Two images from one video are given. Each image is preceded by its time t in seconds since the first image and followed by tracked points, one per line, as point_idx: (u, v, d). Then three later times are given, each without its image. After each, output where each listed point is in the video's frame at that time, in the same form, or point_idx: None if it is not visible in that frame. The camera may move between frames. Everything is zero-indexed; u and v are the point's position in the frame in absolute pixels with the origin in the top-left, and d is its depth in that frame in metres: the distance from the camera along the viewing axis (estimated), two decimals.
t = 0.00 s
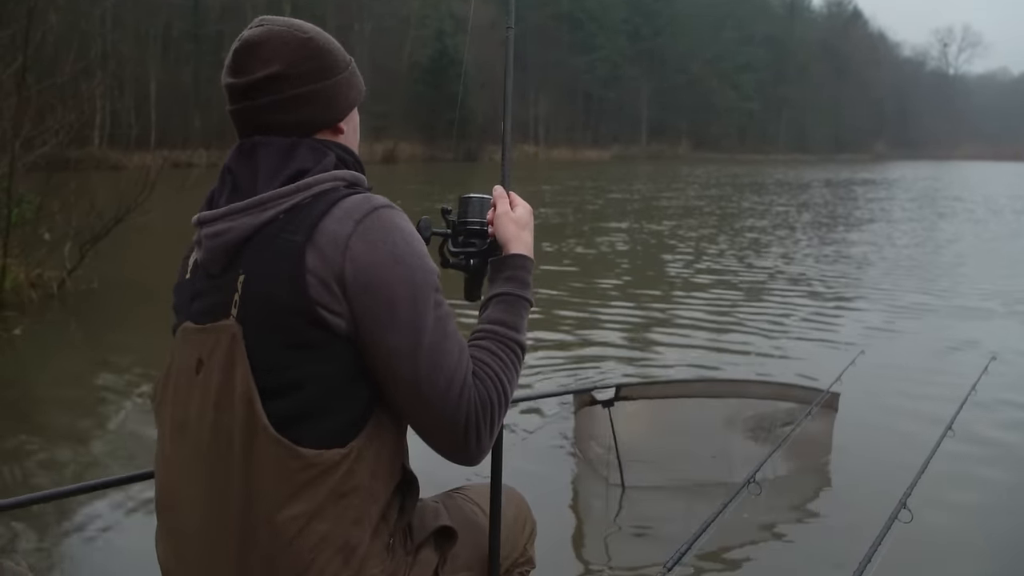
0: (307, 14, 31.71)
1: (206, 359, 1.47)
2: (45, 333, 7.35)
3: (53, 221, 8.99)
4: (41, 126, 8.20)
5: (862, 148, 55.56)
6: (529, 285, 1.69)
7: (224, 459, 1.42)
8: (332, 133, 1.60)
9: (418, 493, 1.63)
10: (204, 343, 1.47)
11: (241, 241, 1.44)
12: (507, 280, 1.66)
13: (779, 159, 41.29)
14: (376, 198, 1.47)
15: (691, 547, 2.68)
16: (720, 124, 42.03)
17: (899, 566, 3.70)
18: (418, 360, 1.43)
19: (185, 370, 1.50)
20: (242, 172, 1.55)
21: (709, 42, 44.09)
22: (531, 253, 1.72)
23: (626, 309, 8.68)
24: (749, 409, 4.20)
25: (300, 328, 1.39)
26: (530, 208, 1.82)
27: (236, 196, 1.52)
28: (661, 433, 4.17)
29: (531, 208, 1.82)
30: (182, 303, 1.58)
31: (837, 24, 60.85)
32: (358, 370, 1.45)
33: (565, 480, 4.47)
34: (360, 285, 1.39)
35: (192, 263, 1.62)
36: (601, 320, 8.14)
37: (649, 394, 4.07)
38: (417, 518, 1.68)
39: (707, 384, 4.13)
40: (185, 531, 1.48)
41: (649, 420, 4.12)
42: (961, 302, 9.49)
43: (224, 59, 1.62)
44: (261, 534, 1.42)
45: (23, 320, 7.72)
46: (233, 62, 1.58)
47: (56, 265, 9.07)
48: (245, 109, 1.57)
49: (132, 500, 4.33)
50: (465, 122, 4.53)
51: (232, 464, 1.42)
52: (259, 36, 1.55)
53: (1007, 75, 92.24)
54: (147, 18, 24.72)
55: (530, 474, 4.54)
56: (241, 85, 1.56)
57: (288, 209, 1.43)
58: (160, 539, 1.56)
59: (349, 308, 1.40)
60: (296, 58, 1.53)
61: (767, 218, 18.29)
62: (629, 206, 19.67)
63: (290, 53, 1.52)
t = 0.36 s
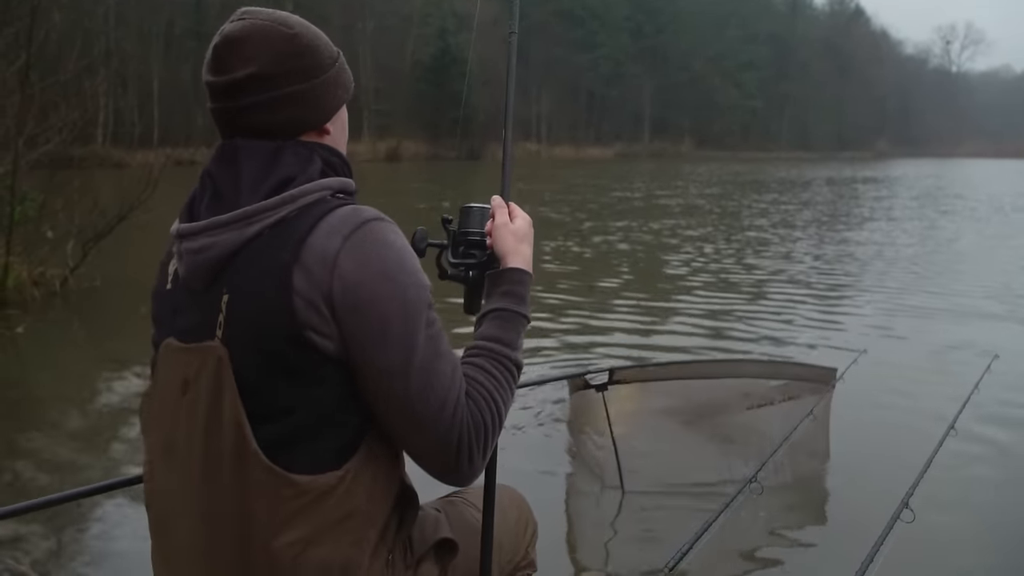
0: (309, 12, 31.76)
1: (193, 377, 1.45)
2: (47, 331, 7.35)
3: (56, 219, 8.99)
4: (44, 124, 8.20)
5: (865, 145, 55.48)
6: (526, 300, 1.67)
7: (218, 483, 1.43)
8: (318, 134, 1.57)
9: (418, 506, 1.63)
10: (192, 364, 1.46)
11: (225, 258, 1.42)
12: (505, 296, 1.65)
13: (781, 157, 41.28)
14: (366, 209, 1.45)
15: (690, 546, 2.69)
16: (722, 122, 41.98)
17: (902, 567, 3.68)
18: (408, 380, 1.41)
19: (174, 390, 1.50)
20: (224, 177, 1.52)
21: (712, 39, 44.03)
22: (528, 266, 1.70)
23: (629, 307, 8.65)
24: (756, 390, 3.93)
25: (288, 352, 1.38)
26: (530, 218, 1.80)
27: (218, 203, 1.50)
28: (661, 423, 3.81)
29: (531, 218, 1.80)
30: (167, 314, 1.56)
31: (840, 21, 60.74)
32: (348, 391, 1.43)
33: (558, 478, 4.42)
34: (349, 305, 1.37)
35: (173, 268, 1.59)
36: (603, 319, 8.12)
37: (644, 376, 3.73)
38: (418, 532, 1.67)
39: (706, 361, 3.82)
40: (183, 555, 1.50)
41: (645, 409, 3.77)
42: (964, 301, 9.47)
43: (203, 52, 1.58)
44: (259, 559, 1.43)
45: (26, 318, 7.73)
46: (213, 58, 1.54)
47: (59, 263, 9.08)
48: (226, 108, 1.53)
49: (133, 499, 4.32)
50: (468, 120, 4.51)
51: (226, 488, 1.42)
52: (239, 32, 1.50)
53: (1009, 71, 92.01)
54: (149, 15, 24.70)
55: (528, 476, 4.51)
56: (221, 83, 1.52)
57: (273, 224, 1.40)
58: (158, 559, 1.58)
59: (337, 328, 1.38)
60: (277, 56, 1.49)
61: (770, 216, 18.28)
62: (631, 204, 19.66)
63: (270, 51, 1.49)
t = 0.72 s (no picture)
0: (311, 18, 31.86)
1: (173, 411, 1.45)
2: (51, 336, 7.37)
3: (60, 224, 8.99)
4: (49, 130, 8.24)
5: (867, 148, 55.38)
6: (520, 331, 1.65)
7: (202, 523, 1.44)
8: (304, 146, 1.55)
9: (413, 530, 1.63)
10: (171, 399, 1.45)
11: (204, 289, 1.40)
12: (496, 328, 1.63)
13: (783, 160, 41.27)
14: (355, 237, 1.43)
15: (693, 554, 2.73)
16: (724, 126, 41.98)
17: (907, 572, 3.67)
18: (394, 419, 1.40)
19: (153, 423, 1.49)
20: (202, 192, 1.50)
21: (713, 42, 44.06)
22: (523, 297, 1.67)
23: (631, 312, 8.63)
24: (744, 386, 3.87)
25: (269, 392, 1.37)
26: (528, 245, 1.77)
27: (196, 224, 1.48)
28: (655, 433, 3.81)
29: (529, 244, 1.76)
30: (142, 340, 1.53)
31: (842, 23, 60.73)
32: (332, 428, 1.43)
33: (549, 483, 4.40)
34: (332, 343, 1.36)
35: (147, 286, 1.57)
36: (605, 324, 8.10)
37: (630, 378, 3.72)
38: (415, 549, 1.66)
39: (689, 356, 3.79)
40: None
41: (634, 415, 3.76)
42: (968, 304, 9.43)
43: (181, 57, 1.55)
44: None
45: (30, 323, 7.75)
46: (192, 64, 1.52)
47: (63, 268, 9.07)
48: (207, 119, 1.51)
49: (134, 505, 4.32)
50: (467, 125, 4.51)
51: (212, 527, 1.44)
52: (217, 37, 1.48)
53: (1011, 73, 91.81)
54: (152, 21, 24.76)
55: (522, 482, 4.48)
56: (202, 92, 1.50)
57: (255, 254, 1.38)
58: None
59: (320, 366, 1.37)
60: (256, 67, 1.47)
61: (772, 220, 18.24)
62: (633, 208, 19.64)
63: (248, 60, 1.47)
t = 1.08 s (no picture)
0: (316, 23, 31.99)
1: (150, 454, 1.42)
2: (57, 340, 7.39)
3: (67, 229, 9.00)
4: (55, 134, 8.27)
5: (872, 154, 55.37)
6: (508, 372, 1.62)
7: (178, 565, 1.42)
8: (286, 173, 1.50)
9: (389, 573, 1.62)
10: (148, 443, 1.41)
11: (185, 332, 1.37)
12: (482, 372, 1.60)
13: (788, 166, 41.23)
14: (344, 281, 1.41)
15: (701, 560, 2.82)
16: (728, 131, 41.97)
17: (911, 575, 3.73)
18: (378, 468, 1.39)
19: (127, 465, 1.46)
20: (179, 221, 1.45)
21: (718, 48, 44.16)
22: (512, 343, 1.65)
23: (633, 319, 8.60)
24: (732, 387, 3.77)
25: (250, 441, 1.35)
26: (519, 291, 1.75)
27: (176, 258, 1.43)
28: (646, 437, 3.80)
29: (521, 288, 1.75)
30: (117, 377, 1.50)
31: (846, 29, 60.75)
32: (312, 475, 1.40)
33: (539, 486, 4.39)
34: (315, 391, 1.34)
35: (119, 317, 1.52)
36: (607, 331, 8.06)
37: (614, 382, 3.69)
38: None
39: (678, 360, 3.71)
40: None
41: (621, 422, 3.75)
42: (974, 313, 9.38)
43: (162, 75, 1.49)
44: None
45: (36, 326, 7.78)
46: (172, 83, 1.45)
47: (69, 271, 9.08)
48: (188, 142, 1.45)
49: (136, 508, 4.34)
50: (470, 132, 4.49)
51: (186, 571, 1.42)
52: (199, 57, 1.42)
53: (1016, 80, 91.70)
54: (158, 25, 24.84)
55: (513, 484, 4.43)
56: (182, 113, 1.44)
57: (240, 297, 1.35)
58: None
59: (303, 414, 1.35)
60: (238, 92, 1.41)
61: (776, 226, 18.20)
62: (636, 214, 19.61)
63: (233, 85, 1.41)
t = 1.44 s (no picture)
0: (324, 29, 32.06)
1: (153, 460, 1.42)
2: (64, 346, 7.41)
3: (76, 236, 9.05)
4: (64, 141, 8.32)
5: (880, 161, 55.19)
6: (510, 383, 1.61)
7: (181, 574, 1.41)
8: (288, 181, 1.49)
9: None
10: (152, 448, 1.42)
11: (185, 343, 1.35)
12: (484, 381, 1.59)
13: (795, 173, 41.12)
14: (344, 289, 1.38)
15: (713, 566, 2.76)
16: (735, 138, 41.90)
17: None
18: (379, 477, 1.36)
19: (131, 474, 1.47)
20: (183, 230, 1.44)
21: (726, 55, 44.18)
22: (514, 353, 1.64)
23: (642, 328, 8.54)
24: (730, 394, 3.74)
25: (250, 451, 1.34)
26: (522, 302, 1.77)
27: (177, 268, 1.42)
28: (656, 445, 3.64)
29: (524, 300, 1.77)
30: (125, 385, 1.50)
31: (855, 36, 60.65)
32: (312, 485, 1.38)
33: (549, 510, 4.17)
34: (316, 400, 1.32)
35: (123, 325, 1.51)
36: (616, 339, 8.00)
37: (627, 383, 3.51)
38: None
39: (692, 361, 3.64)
40: None
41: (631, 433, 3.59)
42: (987, 322, 9.27)
43: (161, 84, 1.48)
44: None
45: (44, 333, 7.81)
46: (172, 91, 1.44)
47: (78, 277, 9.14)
48: (190, 150, 1.44)
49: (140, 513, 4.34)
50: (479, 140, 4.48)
51: None
52: (200, 64, 1.41)
53: None
54: (167, 33, 24.99)
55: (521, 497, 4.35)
56: (183, 121, 1.42)
57: (240, 306, 1.33)
58: None
59: (302, 423, 1.33)
60: (235, 100, 1.39)
61: (786, 233, 18.08)
62: (644, 221, 19.52)
63: (231, 92, 1.39)
